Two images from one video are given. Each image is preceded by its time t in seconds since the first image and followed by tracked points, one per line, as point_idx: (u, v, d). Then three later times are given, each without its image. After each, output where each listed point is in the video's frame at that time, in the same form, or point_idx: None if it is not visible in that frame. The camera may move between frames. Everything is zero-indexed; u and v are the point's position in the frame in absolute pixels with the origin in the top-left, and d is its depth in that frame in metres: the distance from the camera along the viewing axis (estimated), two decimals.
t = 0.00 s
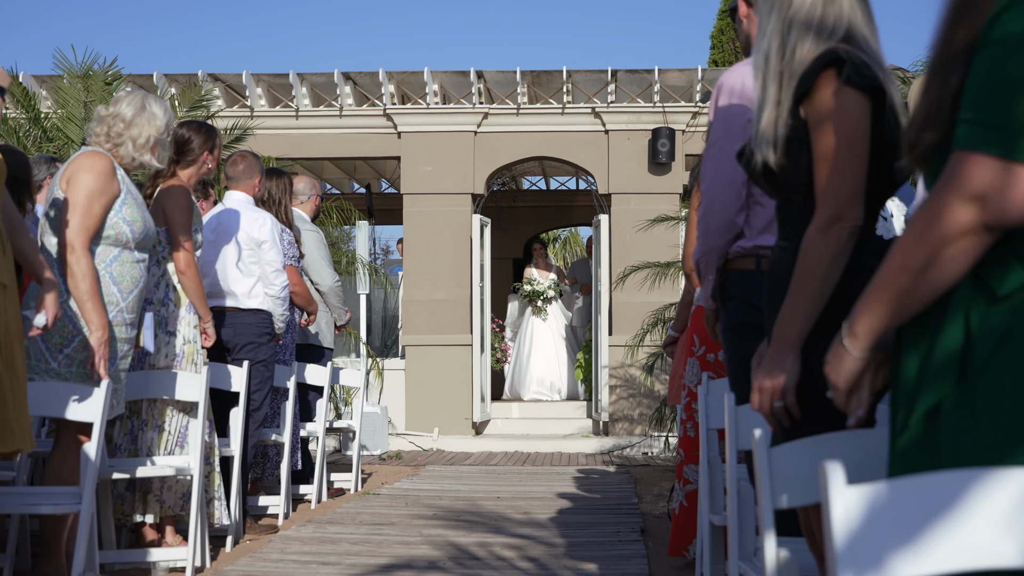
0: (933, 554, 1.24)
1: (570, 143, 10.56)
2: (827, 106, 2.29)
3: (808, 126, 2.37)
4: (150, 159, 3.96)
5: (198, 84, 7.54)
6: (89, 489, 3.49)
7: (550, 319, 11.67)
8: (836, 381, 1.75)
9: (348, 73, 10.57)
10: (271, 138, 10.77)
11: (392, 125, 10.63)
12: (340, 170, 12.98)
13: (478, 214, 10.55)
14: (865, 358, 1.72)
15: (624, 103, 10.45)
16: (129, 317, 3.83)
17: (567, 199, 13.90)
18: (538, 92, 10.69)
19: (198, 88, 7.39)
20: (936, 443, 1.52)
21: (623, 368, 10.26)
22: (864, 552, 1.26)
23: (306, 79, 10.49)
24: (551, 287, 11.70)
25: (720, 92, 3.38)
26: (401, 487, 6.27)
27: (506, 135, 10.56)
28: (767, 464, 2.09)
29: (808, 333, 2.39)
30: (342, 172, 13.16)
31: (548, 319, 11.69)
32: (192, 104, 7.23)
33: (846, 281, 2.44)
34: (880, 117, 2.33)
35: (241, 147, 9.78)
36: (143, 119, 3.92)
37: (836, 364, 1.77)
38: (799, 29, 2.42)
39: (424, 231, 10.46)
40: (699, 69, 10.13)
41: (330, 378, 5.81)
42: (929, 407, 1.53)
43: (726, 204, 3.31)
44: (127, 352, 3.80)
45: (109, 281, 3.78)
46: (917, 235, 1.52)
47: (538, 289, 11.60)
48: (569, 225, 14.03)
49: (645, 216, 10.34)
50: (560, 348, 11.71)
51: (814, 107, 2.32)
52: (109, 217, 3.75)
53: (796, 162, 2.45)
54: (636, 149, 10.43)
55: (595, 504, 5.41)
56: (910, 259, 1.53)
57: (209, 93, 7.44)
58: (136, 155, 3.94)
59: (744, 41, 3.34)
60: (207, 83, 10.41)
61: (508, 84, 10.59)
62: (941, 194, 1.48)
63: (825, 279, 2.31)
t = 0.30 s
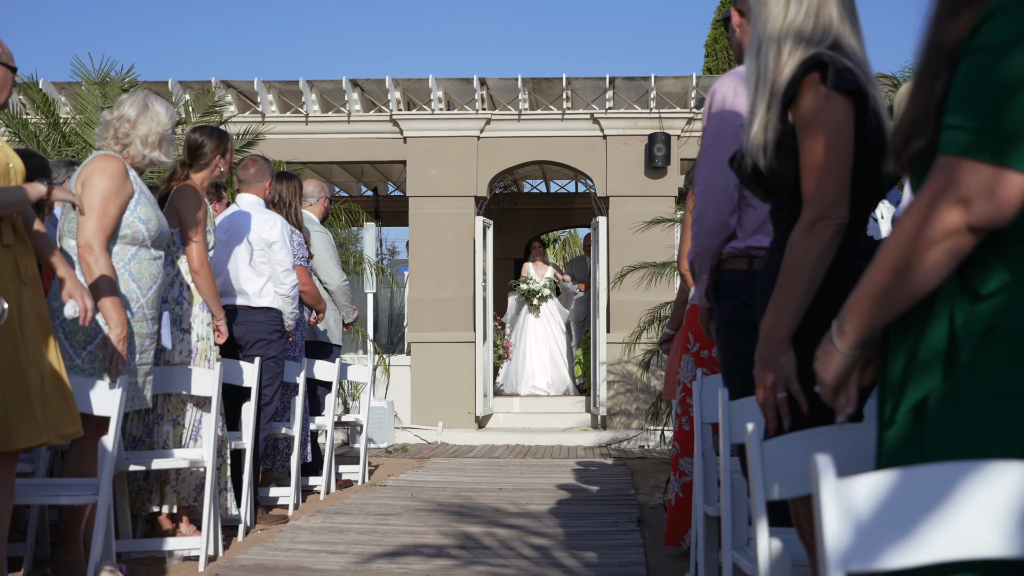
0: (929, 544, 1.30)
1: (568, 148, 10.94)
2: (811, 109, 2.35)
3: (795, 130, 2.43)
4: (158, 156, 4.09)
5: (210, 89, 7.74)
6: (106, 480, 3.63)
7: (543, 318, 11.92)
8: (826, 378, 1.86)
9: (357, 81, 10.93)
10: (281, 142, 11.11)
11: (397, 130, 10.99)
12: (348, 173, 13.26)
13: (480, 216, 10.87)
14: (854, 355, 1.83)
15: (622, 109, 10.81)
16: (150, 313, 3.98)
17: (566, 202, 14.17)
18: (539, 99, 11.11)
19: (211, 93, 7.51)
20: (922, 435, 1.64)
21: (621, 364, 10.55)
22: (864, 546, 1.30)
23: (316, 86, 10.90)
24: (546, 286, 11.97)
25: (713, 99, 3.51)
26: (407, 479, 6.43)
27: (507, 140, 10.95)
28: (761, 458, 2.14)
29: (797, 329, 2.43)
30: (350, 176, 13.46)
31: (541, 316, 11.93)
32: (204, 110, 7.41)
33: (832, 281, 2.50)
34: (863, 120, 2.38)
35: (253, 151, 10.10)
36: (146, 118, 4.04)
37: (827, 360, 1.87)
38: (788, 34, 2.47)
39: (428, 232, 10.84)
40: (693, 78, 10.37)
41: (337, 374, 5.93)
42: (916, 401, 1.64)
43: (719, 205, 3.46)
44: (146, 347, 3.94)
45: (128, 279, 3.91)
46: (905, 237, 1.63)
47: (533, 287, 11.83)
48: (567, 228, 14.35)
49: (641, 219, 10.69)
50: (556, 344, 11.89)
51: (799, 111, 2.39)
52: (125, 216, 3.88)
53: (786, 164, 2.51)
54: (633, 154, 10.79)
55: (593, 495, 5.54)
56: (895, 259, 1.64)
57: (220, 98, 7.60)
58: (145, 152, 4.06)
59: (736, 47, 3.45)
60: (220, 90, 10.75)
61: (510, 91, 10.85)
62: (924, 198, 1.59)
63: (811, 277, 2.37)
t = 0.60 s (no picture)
0: (918, 536, 1.37)
1: (567, 152, 11.29)
2: (796, 111, 2.42)
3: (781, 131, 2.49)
4: (138, 145, 4.11)
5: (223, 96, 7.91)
6: (123, 473, 3.76)
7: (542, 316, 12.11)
8: (816, 375, 1.92)
9: (364, 87, 11.24)
10: (292, 146, 11.46)
11: (403, 135, 11.32)
12: (357, 178, 13.52)
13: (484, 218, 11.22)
14: (844, 352, 1.89)
15: (620, 115, 11.17)
16: (169, 308, 4.14)
17: (565, 204, 14.72)
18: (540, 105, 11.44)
19: (223, 99, 7.68)
20: (909, 428, 1.72)
21: (618, 361, 10.89)
22: (852, 534, 1.38)
23: (324, 92, 11.16)
24: (544, 285, 12.11)
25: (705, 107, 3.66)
26: (412, 471, 6.59)
27: (509, 145, 11.29)
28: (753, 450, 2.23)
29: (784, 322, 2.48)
30: (358, 180, 13.76)
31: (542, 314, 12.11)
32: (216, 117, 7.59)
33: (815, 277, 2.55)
34: (847, 121, 2.44)
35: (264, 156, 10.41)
36: (133, 109, 4.12)
37: (818, 358, 1.93)
38: (778, 43, 2.55)
39: (433, 233, 11.17)
40: (688, 85, 10.71)
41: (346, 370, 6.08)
42: (902, 395, 1.72)
43: (712, 207, 3.59)
44: (166, 341, 4.09)
45: (146, 276, 4.07)
46: (891, 241, 1.70)
47: (530, 287, 12.03)
48: (567, 229, 14.84)
49: (637, 220, 11.03)
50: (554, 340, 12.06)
51: (785, 113, 2.45)
52: (139, 214, 4.02)
53: (774, 167, 2.55)
54: (630, 158, 11.15)
55: (590, 487, 5.68)
56: (885, 262, 1.71)
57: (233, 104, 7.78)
58: (125, 142, 4.11)
59: (728, 54, 3.58)
60: (232, 96, 11.06)
61: (511, 98, 11.20)
62: (909, 199, 1.66)
63: (794, 274, 2.42)
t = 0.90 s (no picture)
0: (903, 527, 1.39)
1: (566, 157, 11.76)
2: (781, 113, 2.50)
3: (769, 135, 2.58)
4: (152, 150, 4.26)
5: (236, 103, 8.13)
6: (140, 464, 3.91)
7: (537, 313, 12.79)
8: (808, 373, 1.98)
9: (372, 95, 11.69)
10: (303, 152, 11.94)
11: (410, 140, 11.77)
12: (364, 180, 13.95)
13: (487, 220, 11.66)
14: (835, 351, 1.95)
15: (618, 121, 11.65)
16: (182, 307, 4.28)
17: (566, 207, 15.18)
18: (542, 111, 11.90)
19: (237, 106, 7.88)
20: (897, 424, 1.75)
21: (616, 357, 11.34)
22: (839, 528, 1.42)
23: (334, 99, 11.65)
24: (538, 284, 12.77)
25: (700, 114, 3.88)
26: (418, 463, 6.75)
27: (511, 150, 11.74)
28: (748, 446, 2.30)
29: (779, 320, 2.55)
30: (365, 183, 14.19)
31: (536, 312, 12.80)
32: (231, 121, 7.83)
33: (803, 275, 2.65)
34: (831, 123, 2.53)
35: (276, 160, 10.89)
36: (152, 117, 4.27)
37: (809, 356, 1.99)
38: (763, 52, 2.65)
39: (438, 235, 11.61)
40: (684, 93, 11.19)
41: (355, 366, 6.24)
42: (890, 392, 1.76)
43: (706, 209, 3.75)
44: (178, 339, 4.23)
45: (160, 276, 4.22)
46: (878, 244, 1.72)
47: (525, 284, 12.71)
48: (568, 231, 15.25)
49: (635, 222, 11.50)
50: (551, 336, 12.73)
51: (773, 116, 2.54)
52: (153, 217, 4.17)
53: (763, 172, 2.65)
54: (628, 163, 11.61)
55: (589, 479, 5.85)
56: (874, 263, 1.74)
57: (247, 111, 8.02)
58: (139, 147, 4.26)
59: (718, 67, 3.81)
60: (246, 103, 11.53)
61: (514, 104, 11.69)
62: (901, 200, 1.68)
63: (782, 272, 2.50)
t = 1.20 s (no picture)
0: (891, 518, 1.45)
1: (566, 161, 12.16)
2: (777, 120, 2.62)
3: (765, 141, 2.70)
4: (191, 167, 4.50)
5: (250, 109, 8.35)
6: (156, 457, 4.05)
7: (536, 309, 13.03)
8: (800, 369, 2.11)
9: (380, 101, 12.14)
10: (313, 156, 12.40)
11: (416, 145, 12.19)
12: (372, 184, 14.37)
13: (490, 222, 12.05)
14: (825, 348, 2.08)
15: (617, 127, 12.04)
16: (194, 308, 4.43)
17: (566, 210, 15.87)
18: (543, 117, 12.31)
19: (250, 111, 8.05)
20: (884, 418, 1.87)
21: (615, 354, 11.74)
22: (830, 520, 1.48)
23: (343, 105, 12.14)
24: (536, 281, 13.01)
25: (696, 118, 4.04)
26: (425, 456, 6.88)
27: (514, 155, 12.16)
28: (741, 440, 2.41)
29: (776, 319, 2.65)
30: (373, 186, 14.62)
31: (535, 309, 13.05)
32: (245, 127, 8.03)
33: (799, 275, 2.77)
34: (824, 128, 2.64)
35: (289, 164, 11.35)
36: (184, 132, 4.45)
37: (802, 353, 2.13)
38: (756, 61, 2.76)
39: (443, 237, 12.02)
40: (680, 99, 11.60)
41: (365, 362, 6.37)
42: (878, 388, 1.86)
43: (701, 212, 3.89)
44: (190, 338, 4.39)
45: (175, 278, 4.37)
46: (868, 244, 1.85)
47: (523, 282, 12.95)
48: (567, 232, 15.93)
49: (632, 224, 11.89)
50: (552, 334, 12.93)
51: (769, 123, 2.65)
52: (170, 220, 4.32)
53: (760, 176, 2.77)
54: (626, 167, 12.01)
55: (590, 471, 6.01)
56: (862, 264, 1.86)
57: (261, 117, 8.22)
58: (179, 163, 4.46)
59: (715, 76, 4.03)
60: (259, 110, 11.99)
61: (516, 110, 12.21)
62: (889, 202, 1.81)
63: (780, 272, 2.62)
